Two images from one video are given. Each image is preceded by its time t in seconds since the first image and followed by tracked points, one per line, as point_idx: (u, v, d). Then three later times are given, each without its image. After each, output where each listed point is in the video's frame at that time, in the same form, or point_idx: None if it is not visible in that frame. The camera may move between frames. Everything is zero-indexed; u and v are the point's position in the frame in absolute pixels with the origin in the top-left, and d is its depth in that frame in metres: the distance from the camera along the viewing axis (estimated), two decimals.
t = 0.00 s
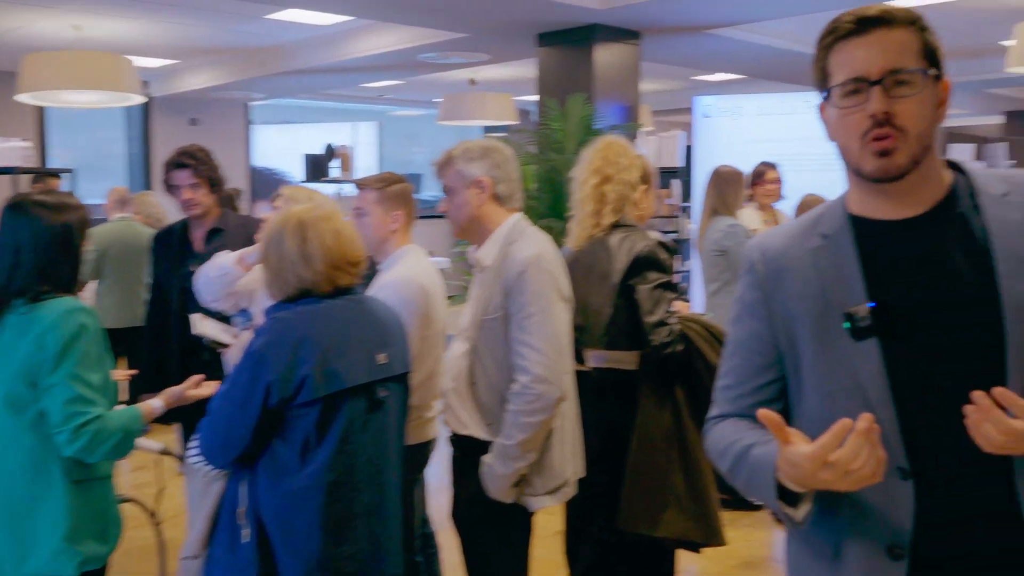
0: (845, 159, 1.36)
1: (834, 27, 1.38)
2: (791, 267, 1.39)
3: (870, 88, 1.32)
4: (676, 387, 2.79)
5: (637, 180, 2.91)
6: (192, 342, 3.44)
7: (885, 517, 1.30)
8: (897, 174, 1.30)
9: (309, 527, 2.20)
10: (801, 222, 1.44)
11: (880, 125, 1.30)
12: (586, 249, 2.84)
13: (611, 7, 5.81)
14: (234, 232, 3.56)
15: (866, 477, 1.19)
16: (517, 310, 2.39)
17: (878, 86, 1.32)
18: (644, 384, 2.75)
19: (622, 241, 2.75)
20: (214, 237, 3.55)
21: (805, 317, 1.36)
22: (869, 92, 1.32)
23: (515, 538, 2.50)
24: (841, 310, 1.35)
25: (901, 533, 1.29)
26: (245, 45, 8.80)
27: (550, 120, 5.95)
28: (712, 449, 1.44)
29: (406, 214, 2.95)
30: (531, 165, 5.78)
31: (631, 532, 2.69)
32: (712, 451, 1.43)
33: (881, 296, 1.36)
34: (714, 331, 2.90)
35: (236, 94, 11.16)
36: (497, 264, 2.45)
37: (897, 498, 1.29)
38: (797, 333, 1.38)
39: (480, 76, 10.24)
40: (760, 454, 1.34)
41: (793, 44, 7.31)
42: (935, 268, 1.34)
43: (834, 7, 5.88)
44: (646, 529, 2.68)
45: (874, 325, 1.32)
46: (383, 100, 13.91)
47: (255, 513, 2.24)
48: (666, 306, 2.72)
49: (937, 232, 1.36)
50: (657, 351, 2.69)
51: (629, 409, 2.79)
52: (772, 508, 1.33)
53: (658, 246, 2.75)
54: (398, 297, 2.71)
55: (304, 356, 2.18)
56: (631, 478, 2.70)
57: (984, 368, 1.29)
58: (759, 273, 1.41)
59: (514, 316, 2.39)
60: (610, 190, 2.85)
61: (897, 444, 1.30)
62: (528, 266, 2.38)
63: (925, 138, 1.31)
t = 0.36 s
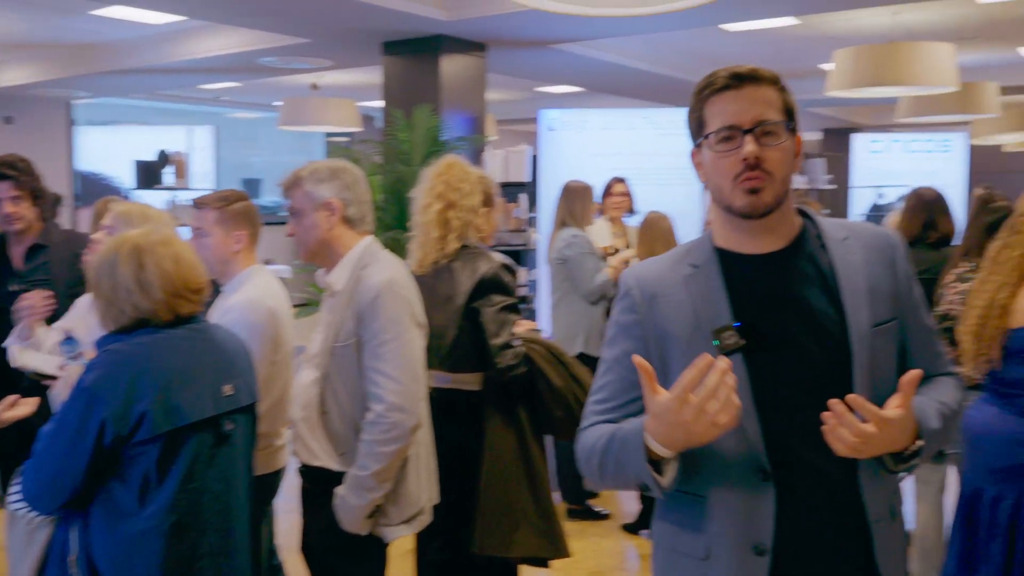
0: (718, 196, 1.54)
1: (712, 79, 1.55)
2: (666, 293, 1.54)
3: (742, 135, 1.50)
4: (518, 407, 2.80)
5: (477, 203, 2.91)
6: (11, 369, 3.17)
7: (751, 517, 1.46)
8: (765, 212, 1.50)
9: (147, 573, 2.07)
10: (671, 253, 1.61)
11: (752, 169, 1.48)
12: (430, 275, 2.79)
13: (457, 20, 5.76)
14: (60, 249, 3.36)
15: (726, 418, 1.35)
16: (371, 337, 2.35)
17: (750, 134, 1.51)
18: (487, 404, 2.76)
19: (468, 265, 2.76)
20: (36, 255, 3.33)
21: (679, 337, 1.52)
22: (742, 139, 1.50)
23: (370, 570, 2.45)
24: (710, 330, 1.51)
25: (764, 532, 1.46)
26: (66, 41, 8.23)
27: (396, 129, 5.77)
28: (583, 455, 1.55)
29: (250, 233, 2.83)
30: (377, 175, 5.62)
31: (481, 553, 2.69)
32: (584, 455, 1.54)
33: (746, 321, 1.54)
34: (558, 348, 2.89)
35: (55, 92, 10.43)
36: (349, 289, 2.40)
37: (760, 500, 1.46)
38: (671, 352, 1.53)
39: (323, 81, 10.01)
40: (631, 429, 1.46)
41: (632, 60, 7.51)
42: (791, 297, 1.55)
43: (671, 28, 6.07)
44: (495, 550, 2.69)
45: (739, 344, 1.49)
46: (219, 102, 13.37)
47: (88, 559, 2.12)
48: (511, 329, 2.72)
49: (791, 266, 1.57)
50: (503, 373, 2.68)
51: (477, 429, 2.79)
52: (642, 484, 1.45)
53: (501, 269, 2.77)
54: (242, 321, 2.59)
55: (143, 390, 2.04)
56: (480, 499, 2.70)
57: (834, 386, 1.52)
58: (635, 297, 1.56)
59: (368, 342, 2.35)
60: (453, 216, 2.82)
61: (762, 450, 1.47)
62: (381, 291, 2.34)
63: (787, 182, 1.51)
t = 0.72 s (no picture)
0: (641, 205, 1.67)
1: (636, 104, 1.70)
2: (592, 287, 1.66)
3: (669, 151, 1.65)
4: (382, 423, 2.74)
5: (340, 213, 2.80)
6: None
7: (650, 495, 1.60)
8: (684, 220, 1.65)
9: None
10: (590, 253, 1.73)
11: (677, 183, 1.63)
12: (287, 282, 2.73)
13: (329, 23, 5.63)
14: None
15: (643, 444, 1.31)
16: (256, 357, 2.26)
17: (674, 150, 1.65)
18: (348, 421, 2.70)
19: (325, 275, 2.68)
20: None
21: (606, 327, 1.63)
22: (669, 153, 1.64)
23: None
24: (631, 324, 1.64)
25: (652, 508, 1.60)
26: None
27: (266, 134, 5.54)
28: (510, 427, 1.58)
29: (122, 246, 2.67)
30: (246, 180, 5.35)
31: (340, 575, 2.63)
32: (512, 432, 1.57)
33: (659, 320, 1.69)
34: (420, 361, 2.86)
35: None
36: (232, 306, 2.30)
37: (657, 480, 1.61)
38: (597, 341, 1.64)
39: (183, 79, 9.58)
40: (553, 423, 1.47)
41: (505, 69, 7.54)
42: (695, 303, 1.73)
43: (544, 39, 6.13)
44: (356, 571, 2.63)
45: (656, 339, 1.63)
46: (67, 97, 12.59)
47: None
48: (369, 341, 2.65)
49: (692, 277, 1.75)
50: (361, 389, 2.61)
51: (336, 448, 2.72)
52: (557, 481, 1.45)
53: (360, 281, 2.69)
54: (113, 338, 2.45)
55: (8, 419, 1.90)
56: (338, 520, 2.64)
57: (724, 385, 1.71)
58: (561, 285, 1.66)
59: (253, 363, 2.26)
60: (308, 221, 2.75)
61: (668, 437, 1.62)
62: (267, 309, 2.26)
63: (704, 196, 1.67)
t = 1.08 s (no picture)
0: (606, 211, 1.65)
1: (609, 110, 1.66)
2: (563, 286, 1.64)
3: (639, 161, 1.62)
4: (315, 428, 2.46)
5: (268, 215, 2.52)
6: None
7: (622, 489, 1.60)
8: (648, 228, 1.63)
9: None
10: (554, 249, 1.70)
11: (643, 193, 1.61)
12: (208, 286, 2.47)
13: (261, 19, 5.49)
14: None
15: (631, 472, 1.31)
16: (202, 364, 2.16)
17: (643, 161, 1.63)
18: (278, 430, 2.42)
19: (251, 278, 2.41)
20: None
21: (578, 324, 1.62)
22: (638, 164, 1.62)
23: None
24: (602, 322, 1.63)
25: (629, 498, 1.61)
26: None
27: (195, 131, 5.35)
28: (482, 423, 1.52)
29: (55, 250, 2.56)
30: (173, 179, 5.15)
31: None
32: (490, 429, 1.49)
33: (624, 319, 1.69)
34: (355, 364, 2.58)
35: None
36: (177, 311, 2.20)
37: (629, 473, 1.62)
38: (566, 338, 1.62)
39: (102, 72, 9.24)
40: (533, 432, 1.41)
41: (438, 68, 7.49)
42: (655, 303, 1.74)
43: (480, 40, 6.11)
44: None
45: (626, 337, 1.62)
46: None
47: None
48: (300, 348, 2.38)
49: (651, 277, 1.76)
50: (291, 397, 2.34)
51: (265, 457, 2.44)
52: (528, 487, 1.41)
53: (289, 285, 2.42)
54: (49, 346, 2.34)
55: None
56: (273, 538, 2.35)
57: (680, 382, 1.74)
58: (532, 280, 1.63)
59: (199, 370, 2.16)
60: (233, 223, 2.47)
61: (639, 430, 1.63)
62: (214, 315, 2.16)
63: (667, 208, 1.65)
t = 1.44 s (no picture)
0: (579, 215, 1.63)
1: (580, 114, 1.64)
2: (537, 284, 1.60)
3: (609, 164, 1.59)
4: (290, 430, 2.44)
5: (238, 216, 2.47)
6: None
7: (589, 485, 1.56)
8: (620, 232, 1.60)
9: None
10: (531, 248, 1.66)
11: (613, 196, 1.58)
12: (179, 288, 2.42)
13: (229, 16, 5.42)
14: None
15: (572, 459, 1.30)
16: (180, 368, 2.12)
17: (614, 164, 1.60)
18: (251, 434, 2.40)
19: (222, 279, 2.37)
20: None
21: (549, 322, 1.57)
22: (609, 167, 1.59)
23: None
24: (574, 320, 1.59)
25: (598, 494, 1.57)
26: None
27: (162, 128, 5.26)
28: (446, 418, 1.50)
29: (23, 253, 2.50)
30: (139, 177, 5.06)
31: None
32: (454, 423, 1.46)
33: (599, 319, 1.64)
34: (331, 366, 2.55)
35: None
36: (154, 315, 2.16)
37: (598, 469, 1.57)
38: (538, 335, 1.58)
39: (63, 66, 9.06)
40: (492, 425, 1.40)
41: (406, 67, 7.45)
42: (631, 302, 1.69)
43: (450, 39, 6.10)
44: None
45: (599, 335, 1.58)
46: None
47: None
48: (273, 351, 2.34)
49: (628, 275, 1.71)
50: (265, 399, 2.31)
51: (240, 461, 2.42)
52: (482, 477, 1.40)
53: (261, 287, 2.39)
54: (20, 351, 2.30)
55: None
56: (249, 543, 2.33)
57: (656, 382, 1.68)
58: (505, 279, 1.60)
59: (176, 375, 2.12)
60: (203, 225, 2.42)
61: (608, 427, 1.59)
62: (193, 319, 2.12)
63: (641, 210, 1.62)
